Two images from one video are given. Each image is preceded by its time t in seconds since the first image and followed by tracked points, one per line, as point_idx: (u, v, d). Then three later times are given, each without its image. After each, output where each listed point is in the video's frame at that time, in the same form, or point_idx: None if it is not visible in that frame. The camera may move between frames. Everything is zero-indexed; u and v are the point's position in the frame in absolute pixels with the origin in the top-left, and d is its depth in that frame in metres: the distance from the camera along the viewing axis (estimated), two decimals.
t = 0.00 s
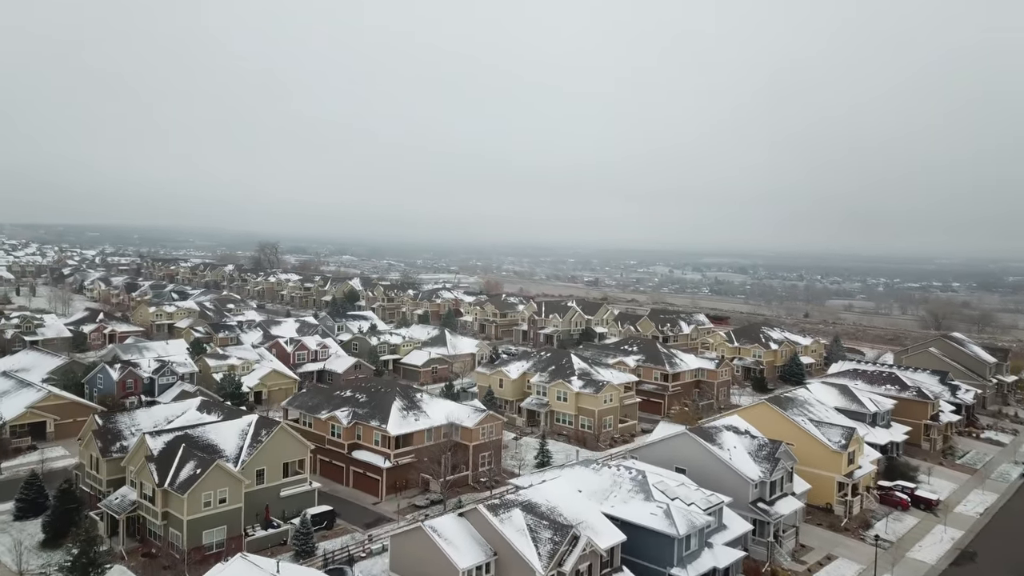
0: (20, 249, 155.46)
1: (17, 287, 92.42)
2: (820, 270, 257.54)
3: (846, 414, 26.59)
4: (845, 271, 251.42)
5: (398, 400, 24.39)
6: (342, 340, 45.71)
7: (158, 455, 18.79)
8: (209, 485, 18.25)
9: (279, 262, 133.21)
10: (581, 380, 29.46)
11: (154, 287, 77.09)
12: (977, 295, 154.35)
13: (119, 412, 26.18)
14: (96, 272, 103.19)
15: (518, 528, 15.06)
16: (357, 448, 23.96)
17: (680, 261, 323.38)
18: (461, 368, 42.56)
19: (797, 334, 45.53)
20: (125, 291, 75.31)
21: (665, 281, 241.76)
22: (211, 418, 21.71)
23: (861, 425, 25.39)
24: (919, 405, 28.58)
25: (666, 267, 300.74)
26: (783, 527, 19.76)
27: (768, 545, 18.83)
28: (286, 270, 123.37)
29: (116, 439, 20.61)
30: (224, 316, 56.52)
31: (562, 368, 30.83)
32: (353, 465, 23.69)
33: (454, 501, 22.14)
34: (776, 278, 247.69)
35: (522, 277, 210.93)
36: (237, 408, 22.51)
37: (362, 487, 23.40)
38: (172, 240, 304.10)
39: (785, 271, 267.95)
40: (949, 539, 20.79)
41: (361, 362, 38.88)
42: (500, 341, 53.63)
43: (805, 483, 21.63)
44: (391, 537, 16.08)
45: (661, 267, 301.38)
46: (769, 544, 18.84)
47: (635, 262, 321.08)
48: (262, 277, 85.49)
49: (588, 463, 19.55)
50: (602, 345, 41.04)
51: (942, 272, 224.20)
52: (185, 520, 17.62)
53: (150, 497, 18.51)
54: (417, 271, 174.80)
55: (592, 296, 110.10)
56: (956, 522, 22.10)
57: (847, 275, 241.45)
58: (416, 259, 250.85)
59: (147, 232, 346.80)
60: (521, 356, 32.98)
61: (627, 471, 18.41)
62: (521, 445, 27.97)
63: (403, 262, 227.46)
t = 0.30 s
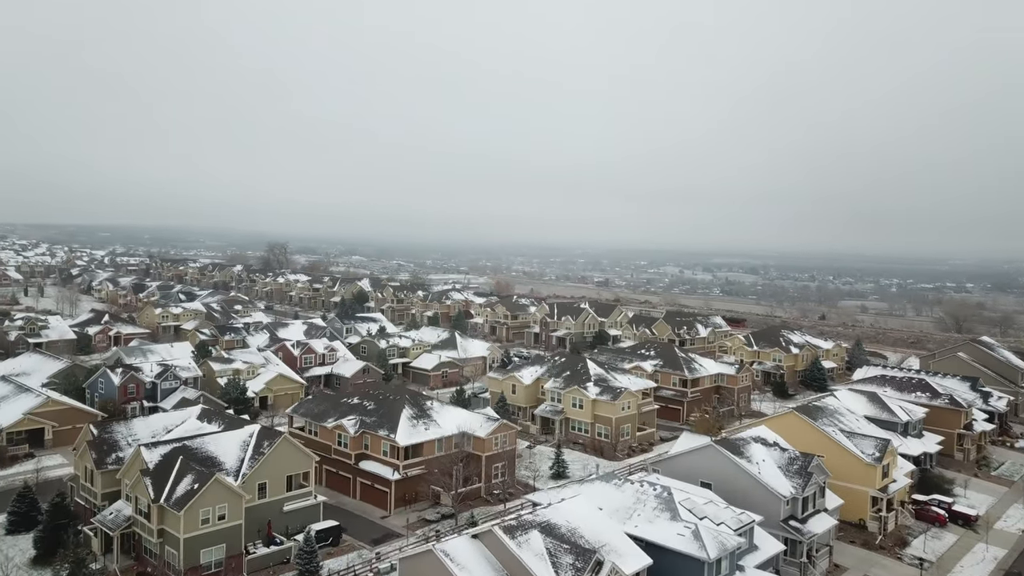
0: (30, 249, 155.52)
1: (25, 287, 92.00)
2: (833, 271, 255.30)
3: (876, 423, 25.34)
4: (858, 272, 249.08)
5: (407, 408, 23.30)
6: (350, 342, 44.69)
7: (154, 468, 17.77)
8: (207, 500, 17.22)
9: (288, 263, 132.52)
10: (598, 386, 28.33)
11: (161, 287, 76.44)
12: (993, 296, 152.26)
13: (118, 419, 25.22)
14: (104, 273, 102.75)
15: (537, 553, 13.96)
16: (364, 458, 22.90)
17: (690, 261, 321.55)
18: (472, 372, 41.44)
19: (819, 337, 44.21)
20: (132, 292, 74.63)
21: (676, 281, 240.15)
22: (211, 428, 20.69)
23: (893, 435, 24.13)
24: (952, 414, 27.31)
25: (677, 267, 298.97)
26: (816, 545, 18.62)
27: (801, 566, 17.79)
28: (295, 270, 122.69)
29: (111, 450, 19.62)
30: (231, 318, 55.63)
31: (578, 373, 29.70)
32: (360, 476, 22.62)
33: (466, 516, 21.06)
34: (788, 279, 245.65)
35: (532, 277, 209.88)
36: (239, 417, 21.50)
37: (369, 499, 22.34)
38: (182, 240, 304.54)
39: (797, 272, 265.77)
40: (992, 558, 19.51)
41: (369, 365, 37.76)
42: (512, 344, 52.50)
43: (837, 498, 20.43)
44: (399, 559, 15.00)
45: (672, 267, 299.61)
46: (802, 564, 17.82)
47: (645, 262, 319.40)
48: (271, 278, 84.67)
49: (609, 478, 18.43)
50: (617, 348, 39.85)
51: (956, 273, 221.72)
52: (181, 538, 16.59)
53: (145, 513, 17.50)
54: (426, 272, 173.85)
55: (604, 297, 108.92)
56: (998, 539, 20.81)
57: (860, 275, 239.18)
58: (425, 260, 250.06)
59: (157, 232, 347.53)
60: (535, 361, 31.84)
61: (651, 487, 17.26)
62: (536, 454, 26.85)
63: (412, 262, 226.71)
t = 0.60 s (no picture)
0: (40, 249, 155.67)
1: (33, 288, 91.61)
2: (845, 271, 253.02)
3: (909, 433, 24.08)
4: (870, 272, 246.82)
5: (416, 418, 22.22)
6: (358, 345, 43.68)
7: (148, 482, 16.73)
8: (204, 518, 16.17)
9: (297, 263, 131.77)
10: (615, 394, 27.20)
11: (169, 288, 75.77)
12: (1010, 297, 150.20)
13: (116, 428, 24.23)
14: (113, 273, 102.23)
15: None
16: (372, 469, 21.84)
17: (701, 261, 319.74)
18: (482, 376, 40.35)
19: (840, 341, 42.89)
20: (139, 293, 73.87)
21: (687, 282, 238.51)
22: (210, 439, 19.66)
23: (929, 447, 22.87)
24: (987, 424, 26.03)
25: (687, 268, 297.19)
26: (853, 567, 17.46)
27: None
28: (304, 270, 121.97)
29: (105, 462, 18.61)
30: (238, 320, 54.72)
31: (593, 380, 28.57)
32: (368, 489, 21.57)
33: (478, 532, 19.98)
34: (800, 279, 243.53)
35: (541, 278, 208.75)
36: (240, 427, 20.48)
37: (377, 513, 21.28)
38: (192, 240, 304.90)
39: (809, 272, 263.56)
40: None
41: (377, 369, 36.68)
42: (523, 347, 51.38)
43: (872, 515, 19.23)
44: None
45: (682, 268, 297.78)
46: None
47: (655, 263, 317.74)
48: (279, 279, 83.81)
49: (631, 493, 17.27)
50: (633, 353, 38.67)
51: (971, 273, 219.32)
52: (176, 559, 15.55)
53: (139, 530, 16.47)
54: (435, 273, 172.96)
55: (615, 299, 107.61)
56: None
57: (873, 276, 236.89)
58: (435, 260, 249.24)
59: (167, 232, 348.08)
60: (549, 366, 30.71)
61: (676, 505, 16.12)
62: (551, 464, 25.73)
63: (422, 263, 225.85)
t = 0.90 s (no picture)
0: (50, 250, 155.66)
1: (42, 289, 91.12)
2: (858, 272, 250.78)
3: (945, 445, 22.79)
4: (883, 273, 244.53)
5: (426, 428, 21.15)
6: (367, 349, 42.67)
7: (141, 499, 15.67)
8: (200, 539, 15.13)
9: (306, 264, 131.03)
10: (633, 402, 26.07)
11: (176, 289, 75.04)
12: None
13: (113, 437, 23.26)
14: (120, 274, 101.58)
15: None
16: (380, 482, 20.80)
17: (711, 262, 317.80)
18: (493, 381, 39.27)
19: (862, 345, 41.58)
20: (146, 294, 73.06)
21: (699, 283, 236.81)
22: (209, 452, 18.65)
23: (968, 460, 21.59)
24: None
25: (698, 269, 295.37)
26: None
27: None
28: (313, 270, 121.16)
29: (98, 476, 17.60)
30: (245, 322, 53.82)
31: (611, 387, 27.44)
32: (375, 503, 20.51)
33: (492, 550, 18.89)
34: (812, 280, 241.29)
35: (552, 279, 207.54)
36: (241, 438, 19.46)
37: (384, 528, 20.21)
38: (201, 240, 305.08)
39: (822, 273, 261.41)
40: None
41: (386, 373, 35.64)
42: (534, 350, 50.24)
43: (912, 535, 18.05)
44: None
45: (693, 269, 295.91)
46: None
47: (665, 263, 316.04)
48: (288, 280, 82.92)
49: (656, 512, 16.12)
50: (650, 358, 37.49)
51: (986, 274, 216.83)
52: None
53: (131, 550, 15.44)
54: (445, 274, 172.03)
55: (626, 301, 106.36)
56: None
57: (886, 277, 234.62)
58: (444, 261, 248.29)
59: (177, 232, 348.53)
60: (564, 371, 29.59)
61: (706, 526, 14.93)
62: (567, 476, 24.61)
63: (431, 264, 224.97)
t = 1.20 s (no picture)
0: (60, 250, 155.75)
1: (50, 290, 90.58)
2: (871, 272, 248.48)
3: (984, 457, 21.54)
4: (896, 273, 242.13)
5: (436, 439, 20.07)
6: (375, 352, 41.64)
7: (132, 519, 14.65)
8: (194, 562, 14.09)
9: (315, 264, 130.29)
10: (653, 410, 24.93)
11: (184, 291, 74.31)
12: None
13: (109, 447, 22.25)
14: (128, 275, 100.99)
15: None
16: (388, 497, 19.73)
17: (722, 262, 315.81)
18: (505, 386, 38.18)
19: (886, 350, 40.26)
20: (153, 295, 72.28)
21: (710, 283, 234.62)
22: (207, 466, 17.63)
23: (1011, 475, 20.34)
24: None
25: (708, 269, 293.51)
26: None
27: None
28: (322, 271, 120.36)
29: (89, 491, 16.58)
30: (252, 324, 52.92)
31: (629, 394, 26.30)
32: (383, 519, 19.44)
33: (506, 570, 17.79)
34: (824, 281, 239.21)
35: (562, 280, 206.34)
36: (241, 452, 18.43)
37: (393, 546, 19.14)
38: (211, 240, 305.28)
39: (834, 274, 259.19)
40: None
41: (395, 378, 34.59)
42: (547, 354, 49.10)
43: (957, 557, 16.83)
44: None
45: (703, 269, 294.04)
46: None
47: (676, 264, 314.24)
48: (296, 281, 82.07)
49: (683, 534, 14.98)
50: (667, 363, 36.31)
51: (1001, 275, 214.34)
52: None
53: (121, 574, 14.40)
54: (454, 274, 171.08)
55: (637, 302, 105.13)
56: None
57: (900, 278, 232.37)
58: (454, 262, 247.34)
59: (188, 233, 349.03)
60: (579, 377, 28.44)
61: (740, 552, 13.77)
62: (583, 488, 23.48)
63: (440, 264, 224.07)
